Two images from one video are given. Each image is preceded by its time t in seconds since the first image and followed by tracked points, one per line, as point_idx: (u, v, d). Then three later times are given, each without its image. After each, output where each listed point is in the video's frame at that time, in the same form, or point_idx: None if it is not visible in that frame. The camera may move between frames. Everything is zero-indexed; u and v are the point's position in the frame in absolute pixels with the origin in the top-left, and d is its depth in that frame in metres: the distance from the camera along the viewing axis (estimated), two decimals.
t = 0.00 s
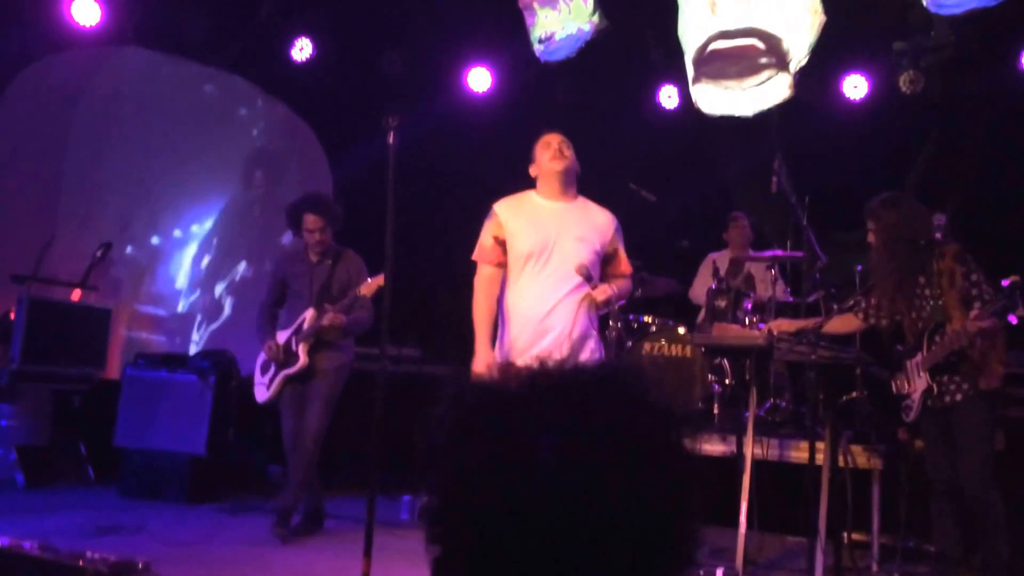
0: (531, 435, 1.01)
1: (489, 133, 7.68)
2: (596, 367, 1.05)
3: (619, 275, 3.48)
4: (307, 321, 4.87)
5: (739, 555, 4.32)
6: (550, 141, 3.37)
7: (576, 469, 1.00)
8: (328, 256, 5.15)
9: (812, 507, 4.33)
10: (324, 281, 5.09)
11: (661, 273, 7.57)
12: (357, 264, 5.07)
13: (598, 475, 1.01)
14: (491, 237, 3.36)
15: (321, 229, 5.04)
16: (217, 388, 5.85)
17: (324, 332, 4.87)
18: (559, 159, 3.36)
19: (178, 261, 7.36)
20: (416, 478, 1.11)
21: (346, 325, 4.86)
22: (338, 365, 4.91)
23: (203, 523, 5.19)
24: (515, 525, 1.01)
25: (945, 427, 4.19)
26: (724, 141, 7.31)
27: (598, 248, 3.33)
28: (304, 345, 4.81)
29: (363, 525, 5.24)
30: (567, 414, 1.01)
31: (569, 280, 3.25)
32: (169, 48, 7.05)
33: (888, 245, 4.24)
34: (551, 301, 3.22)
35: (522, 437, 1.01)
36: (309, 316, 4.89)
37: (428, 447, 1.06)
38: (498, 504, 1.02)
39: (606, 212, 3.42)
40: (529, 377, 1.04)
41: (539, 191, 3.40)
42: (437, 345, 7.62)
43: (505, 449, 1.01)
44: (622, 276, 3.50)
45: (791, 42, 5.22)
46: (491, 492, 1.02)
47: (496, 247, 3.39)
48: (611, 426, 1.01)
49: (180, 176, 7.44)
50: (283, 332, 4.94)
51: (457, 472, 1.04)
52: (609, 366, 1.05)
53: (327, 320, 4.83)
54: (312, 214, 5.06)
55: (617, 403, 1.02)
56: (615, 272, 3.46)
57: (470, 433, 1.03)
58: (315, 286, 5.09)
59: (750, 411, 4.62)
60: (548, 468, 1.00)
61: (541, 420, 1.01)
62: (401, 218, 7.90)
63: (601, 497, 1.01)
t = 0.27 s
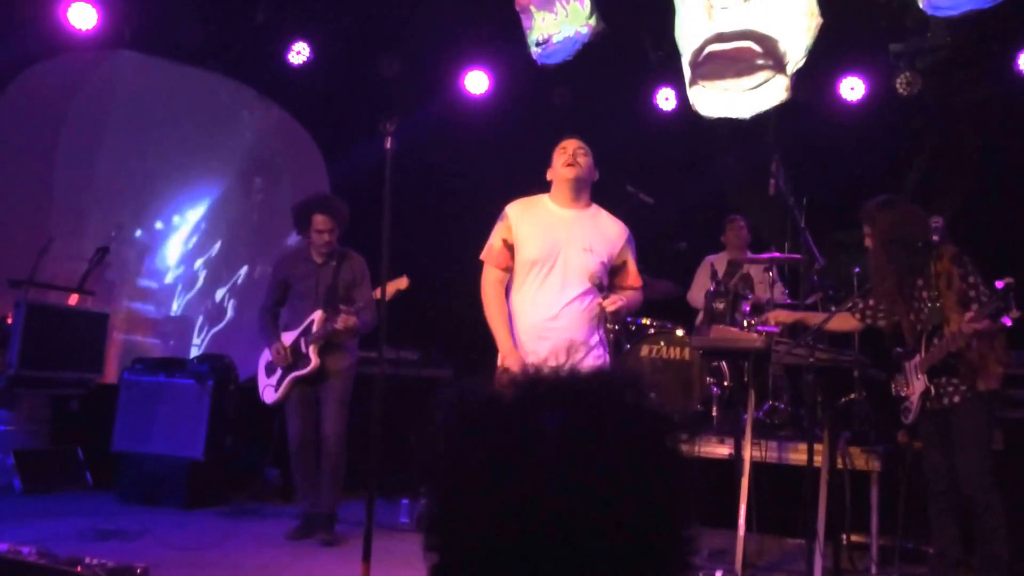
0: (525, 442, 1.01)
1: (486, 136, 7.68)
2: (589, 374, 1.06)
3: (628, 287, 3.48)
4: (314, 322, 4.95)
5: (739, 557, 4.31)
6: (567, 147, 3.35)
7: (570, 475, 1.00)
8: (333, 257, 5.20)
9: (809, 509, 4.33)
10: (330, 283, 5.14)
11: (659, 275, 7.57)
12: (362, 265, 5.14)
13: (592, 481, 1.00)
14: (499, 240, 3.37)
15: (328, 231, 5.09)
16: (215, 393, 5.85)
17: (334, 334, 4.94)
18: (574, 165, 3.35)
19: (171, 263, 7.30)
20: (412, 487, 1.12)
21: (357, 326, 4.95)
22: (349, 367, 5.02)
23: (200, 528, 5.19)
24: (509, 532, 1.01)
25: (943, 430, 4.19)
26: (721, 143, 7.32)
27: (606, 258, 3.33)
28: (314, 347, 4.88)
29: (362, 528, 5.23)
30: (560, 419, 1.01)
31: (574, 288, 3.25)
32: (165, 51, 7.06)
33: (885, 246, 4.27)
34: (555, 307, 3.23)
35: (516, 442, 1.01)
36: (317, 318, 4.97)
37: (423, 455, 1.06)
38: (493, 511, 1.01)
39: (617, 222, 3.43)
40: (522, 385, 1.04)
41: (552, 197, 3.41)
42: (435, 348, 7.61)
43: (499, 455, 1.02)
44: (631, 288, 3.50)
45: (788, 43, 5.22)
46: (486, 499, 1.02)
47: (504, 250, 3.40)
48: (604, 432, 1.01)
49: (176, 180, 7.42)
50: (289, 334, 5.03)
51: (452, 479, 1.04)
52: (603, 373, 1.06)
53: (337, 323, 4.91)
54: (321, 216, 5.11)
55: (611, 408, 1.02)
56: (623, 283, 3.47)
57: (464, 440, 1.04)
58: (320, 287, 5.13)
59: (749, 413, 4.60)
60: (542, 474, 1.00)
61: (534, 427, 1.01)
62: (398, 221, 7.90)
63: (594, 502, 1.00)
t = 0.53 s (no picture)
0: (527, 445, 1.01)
1: (483, 141, 7.69)
2: (591, 377, 1.06)
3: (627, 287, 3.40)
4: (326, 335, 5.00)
5: (737, 560, 4.32)
6: (554, 150, 3.36)
7: (572, 479, 1.00)
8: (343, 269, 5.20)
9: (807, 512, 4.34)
10: (342, 296, 5.16)
11: (657, 279, 7.58)
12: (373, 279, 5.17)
13: (595, 485, 1.00)
14: (492, 242, 3.48)
15: (340, 242, 5.09)
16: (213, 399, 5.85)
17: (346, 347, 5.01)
18: (560, 168, 3.37)
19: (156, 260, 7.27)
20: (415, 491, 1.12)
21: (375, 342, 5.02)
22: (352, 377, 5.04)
23: (198, 534, 5.18)
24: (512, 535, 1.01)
25: (939, 433, 4.19)
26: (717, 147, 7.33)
27: (591, 257, 3.30)
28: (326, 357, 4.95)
29: (361, 534, 5.24)
30: (562, 423, 1.01)
31: (554, 285, 3.26)
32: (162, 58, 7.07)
33: (880, 250, 4.27)
34: (534, 304, 3.26)
35: (519, 446, 1.01)
36: (329, 329, 5.04)
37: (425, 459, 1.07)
38: (496, 515, 1.02)
39: (611, 223, 3.39)
40: (524, 388, 1.05)
41: (548, 198, 3.44)
42: (433, 353, 7.62)
43: (501, 458, 1.02)
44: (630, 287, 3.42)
45: (783, 49, 5.23)
46: (489, 503, 1.02)
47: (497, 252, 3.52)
48: (606, 435, 1.02)
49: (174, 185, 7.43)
50: (298, 342, 5.06)
51: (455, 483, 1.05)
52: (606, 376, 1.06)
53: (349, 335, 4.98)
54: (334, 227, 5.11)
55: (613, 411, 1.02)
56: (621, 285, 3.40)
57: (467, 444, 1.04)
58: (336, 301, 5.15)
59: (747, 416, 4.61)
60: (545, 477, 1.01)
61: (536, 431, 1.01)
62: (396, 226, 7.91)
63: (597, 506, 1.00)
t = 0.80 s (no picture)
0: (518, 446, 1.01)
1: (476, 145, 7.69)
2: (586, 379, 1.06)
3: (602, 281, 3.54)
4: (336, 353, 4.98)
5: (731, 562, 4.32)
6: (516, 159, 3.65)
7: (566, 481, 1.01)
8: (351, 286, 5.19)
9: (801, 513, 4.35)
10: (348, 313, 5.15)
11: (650, 282, 7.59)
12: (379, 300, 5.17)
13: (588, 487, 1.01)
14: (476, 259, 3.83)
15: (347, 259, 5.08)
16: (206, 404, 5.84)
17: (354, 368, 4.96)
18: (525, 175, 3.64)
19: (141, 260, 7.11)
20: (410, 493, 1.12)
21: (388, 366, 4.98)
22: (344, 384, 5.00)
23: (191, 539, 5.17)
24: (506, 534, 1.01)
25: (932, 434, 4.20)
26: (710, 150, 7.34)
27: (559, 259, 3.51)
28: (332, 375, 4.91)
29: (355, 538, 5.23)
30: (554, 423, 1.01)
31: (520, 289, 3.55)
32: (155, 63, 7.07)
33: (872, 251, 4.29)
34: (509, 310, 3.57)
35: (511, 447, 1.02)
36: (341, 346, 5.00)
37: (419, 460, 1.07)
38: (490, 514, 1.02)
39: (578, 219, 3.56)
40: (517, 390, 1.05)
41: (521, 208, 3.71)
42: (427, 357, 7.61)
43: (494, 459, 1.02)
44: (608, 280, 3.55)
45: (774, 52, 5.25)
46: (483, 504, 1.02)
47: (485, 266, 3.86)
48: (599, 436, 1.01)
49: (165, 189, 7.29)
50: (308, 351, 5.02)
51: (448, 484, 1.05)
52: (599, 379, 1.06)
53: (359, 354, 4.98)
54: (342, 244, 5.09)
55: (606, 414, 1.02)
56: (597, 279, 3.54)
57: (460, 445, 1.04)
58: (342, 313, 5.14)
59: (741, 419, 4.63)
60: (538, 479, 1.01)
61: (527, 431, 1.01)
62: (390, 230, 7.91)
63: (588, 507, 1.01)
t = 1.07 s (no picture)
0: (503, 448, 1.02)
1: (465, 149, 7.70)
2: (572, 381, 1.06)
3: (586, 277, 3.54)
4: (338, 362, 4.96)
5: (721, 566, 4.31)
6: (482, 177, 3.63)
7: (550, 483, 1.00)
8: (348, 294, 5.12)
9: (790, 516, 4.36)
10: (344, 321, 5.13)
11: (639, 286, 7.60)
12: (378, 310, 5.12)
13: (570, 489, 1.00)
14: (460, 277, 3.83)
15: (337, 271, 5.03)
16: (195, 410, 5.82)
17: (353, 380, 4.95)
18: (495, 193, 3.63)
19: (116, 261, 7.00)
20: (395, 498, 1.12)
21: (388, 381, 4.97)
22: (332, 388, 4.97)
23: (180, 545, 5.15)
24: (489, 537, 1.01)
25: (919, 437, 4.21)
26: (698, 153, 7.35)
27: (541, 264, 3.51)
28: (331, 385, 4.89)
29: (345, 543, 5.22)
30: (538, 424, 1.02)
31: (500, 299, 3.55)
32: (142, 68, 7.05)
33: (859, 253, 4.34)
34: (495, 322, 3.57)
35: (497, 449, 1.02)
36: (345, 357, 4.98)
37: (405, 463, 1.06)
38: (472, 516, 1.02)
39: (552, 222, 3.56)
40: (503, 391, 1.05)
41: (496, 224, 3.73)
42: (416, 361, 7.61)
43: (478, 461, 1.02)
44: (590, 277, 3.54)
45: (762, 56, 5.26)
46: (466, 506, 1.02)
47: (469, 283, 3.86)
48: (583, 438, 1.01)
49: (155, 197, 7.22)
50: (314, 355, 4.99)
51: (432, 487, 1.05)
52: (585, 381, 1.07)
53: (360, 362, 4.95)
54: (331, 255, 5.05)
55: (591, 416, 1.03)
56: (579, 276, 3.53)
57: (446, 447, 1.05)
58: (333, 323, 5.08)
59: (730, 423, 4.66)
60: (522, 481, 1.00)
61: (512, 433, 1.02)
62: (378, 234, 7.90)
63: (571, 509, 1.00)
